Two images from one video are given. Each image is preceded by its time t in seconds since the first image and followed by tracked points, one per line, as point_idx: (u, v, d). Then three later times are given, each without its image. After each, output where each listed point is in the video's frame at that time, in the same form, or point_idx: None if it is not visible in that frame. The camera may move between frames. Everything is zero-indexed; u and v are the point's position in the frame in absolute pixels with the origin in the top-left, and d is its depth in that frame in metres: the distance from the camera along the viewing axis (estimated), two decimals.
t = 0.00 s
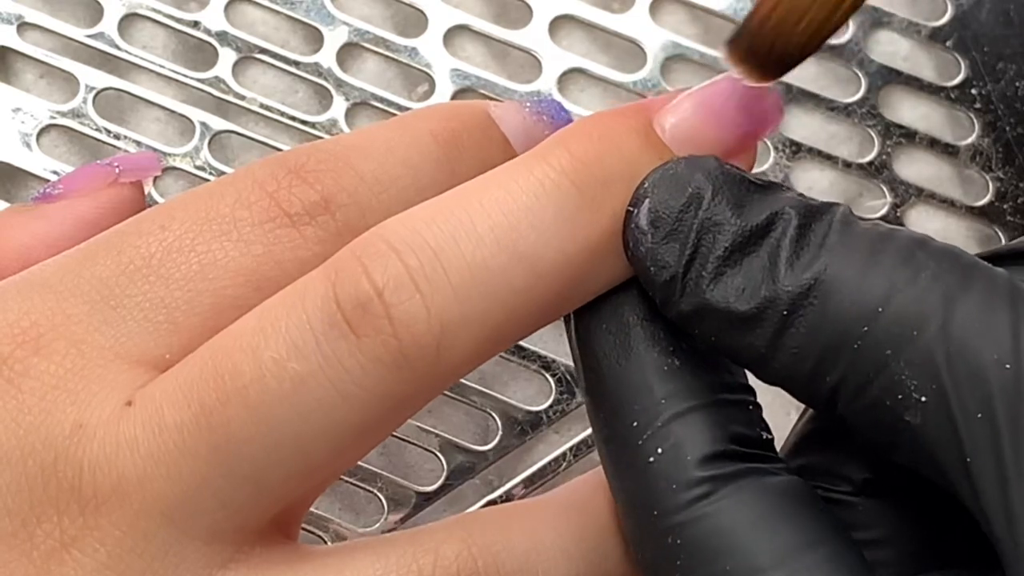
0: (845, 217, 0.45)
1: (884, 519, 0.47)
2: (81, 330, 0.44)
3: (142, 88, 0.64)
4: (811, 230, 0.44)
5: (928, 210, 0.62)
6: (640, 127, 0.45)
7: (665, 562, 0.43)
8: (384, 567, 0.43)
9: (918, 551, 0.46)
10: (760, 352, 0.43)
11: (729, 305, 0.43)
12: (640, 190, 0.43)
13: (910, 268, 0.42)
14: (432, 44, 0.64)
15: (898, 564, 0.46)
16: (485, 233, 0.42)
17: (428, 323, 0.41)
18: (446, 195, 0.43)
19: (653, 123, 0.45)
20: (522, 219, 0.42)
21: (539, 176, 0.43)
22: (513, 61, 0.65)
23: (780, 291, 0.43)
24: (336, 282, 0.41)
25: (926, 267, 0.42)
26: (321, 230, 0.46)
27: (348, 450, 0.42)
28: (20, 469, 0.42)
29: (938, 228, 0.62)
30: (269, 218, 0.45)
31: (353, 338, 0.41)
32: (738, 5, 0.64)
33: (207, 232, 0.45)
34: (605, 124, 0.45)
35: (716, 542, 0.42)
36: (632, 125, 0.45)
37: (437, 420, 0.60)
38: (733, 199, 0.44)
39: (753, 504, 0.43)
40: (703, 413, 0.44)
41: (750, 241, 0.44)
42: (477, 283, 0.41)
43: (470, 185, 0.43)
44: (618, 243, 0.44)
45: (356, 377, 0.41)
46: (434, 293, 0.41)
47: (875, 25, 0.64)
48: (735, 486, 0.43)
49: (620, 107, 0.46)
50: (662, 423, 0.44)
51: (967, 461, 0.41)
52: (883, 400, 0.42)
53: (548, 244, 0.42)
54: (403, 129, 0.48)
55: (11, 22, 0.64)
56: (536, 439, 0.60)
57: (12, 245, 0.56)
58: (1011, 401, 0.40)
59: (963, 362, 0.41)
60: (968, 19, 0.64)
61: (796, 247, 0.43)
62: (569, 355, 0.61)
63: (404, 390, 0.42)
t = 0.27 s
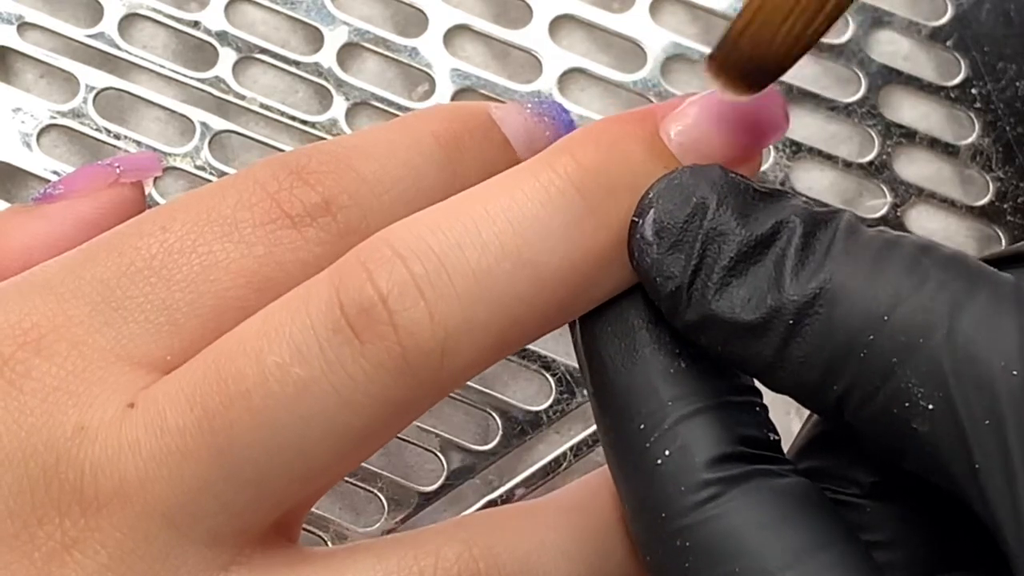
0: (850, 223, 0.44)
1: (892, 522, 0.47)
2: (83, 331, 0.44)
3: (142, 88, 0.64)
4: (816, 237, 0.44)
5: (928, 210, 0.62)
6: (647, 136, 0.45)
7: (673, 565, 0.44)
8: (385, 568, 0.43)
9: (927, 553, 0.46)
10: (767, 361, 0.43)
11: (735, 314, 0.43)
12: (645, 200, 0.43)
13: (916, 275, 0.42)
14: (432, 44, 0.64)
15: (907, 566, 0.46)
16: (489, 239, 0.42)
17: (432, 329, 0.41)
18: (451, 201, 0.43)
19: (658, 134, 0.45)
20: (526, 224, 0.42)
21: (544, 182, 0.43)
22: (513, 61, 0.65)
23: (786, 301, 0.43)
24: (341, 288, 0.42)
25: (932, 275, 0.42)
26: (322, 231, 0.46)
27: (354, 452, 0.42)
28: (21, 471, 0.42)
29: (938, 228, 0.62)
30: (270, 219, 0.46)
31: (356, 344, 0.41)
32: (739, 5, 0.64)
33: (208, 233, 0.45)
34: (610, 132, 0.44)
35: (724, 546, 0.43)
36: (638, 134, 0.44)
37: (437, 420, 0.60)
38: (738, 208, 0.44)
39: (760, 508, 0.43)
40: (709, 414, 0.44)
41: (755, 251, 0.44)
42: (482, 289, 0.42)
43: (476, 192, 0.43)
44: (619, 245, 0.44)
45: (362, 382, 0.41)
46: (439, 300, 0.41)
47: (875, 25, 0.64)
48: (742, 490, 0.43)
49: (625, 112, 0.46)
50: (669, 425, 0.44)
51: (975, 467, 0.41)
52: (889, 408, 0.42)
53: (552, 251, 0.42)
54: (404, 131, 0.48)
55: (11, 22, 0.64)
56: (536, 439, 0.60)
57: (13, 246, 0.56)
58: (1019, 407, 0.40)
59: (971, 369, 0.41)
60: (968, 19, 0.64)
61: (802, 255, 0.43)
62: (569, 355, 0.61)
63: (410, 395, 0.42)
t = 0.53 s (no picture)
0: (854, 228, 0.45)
1: (895, 525, 0.47)
2: (84, 332, 0.44)
3: (142, 88, 0.64)
4: (820, 241, 0.44)
5: (928, 210, 0.62)
6: (651, 142, 0.45)
7: (676, 567, 0.43)
8: (385, 569, 0.43)
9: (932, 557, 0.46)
10: (769, 366, 0.43)
11: (738, 319, 0.43)
12: (647, 207, 0.43)
13: (918, 281, 0.43)
14: (433, 44, 0.64)
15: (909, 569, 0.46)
16: (492, 243, 0.42)
17: (435, 333, 0.41)
18: (454, 204, 0.43)
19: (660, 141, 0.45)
20: (529, 228, 0.42)
21: (547, 187, 0.43)
22: (513, 61, 0.65)
23: (789, 305, 0.43)
24: (344, 290, 0.42)
25: (934, 279, 0.43)
26: (323, 232, 0.46)
27: (356, 455, 0.42)
28: (22, 472, 0.42)
29: (938, 228, 0.62)
30: (271, 220, 0.46)
31: (360, 347, 0.41)
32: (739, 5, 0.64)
33: (209, 234, 0.45)
34: (614, 136, 0.44)
35: (729, 547, 0.43)
36: (640, 138, 0.45)
37: (437, 420, 0.60)
38: (741, 213, 0.43)
39: (765, 510, 0.43)
40: (713, 417, 0.44)
41: (759, 256, 0.44)
42: (484, 293, 0.42)
43: (478, 195, 0.43)
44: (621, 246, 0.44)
45: (364, 384, 0.41)
46: (442, 305, 0.41)
47: (875, 24, 0.64)
48: (747, 492, 0.43)
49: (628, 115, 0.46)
50: (672, 428, 0.44)
51: (979, 471, 0.41)
52: (893, 412, 0.42)
53: (556, 255, 0.42)
54: (405, 132, 0.48)
55: (11, 22, 0.64)
56: (536, 439, 0.60)
57: (13, 246, 0.56)
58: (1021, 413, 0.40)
59: (974, 374, 0.41)
60: (968, 18, 0.64)
61: (805, 261, 0.43)
62: (569, 355, 0.61)
63: (412, 397, 0.42)
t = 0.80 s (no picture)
0: (862, 258, 0.45)
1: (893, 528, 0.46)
2: (84, 333, 0.44)
3: (142, 88, 0.64)
4: (825, 277, 0.44)
5: (928, 210, 0.62)
6: (667, 159, 0.44)
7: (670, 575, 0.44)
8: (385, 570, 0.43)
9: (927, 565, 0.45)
10: (776, 405, 0.44)
11: (743, 362, 0.44)
12: (656, 239, 0.44)
13: (920, 324, 0.42)
14: (433, 44, 0.64)
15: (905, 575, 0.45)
16: (499, 259, 0.42)
17: (443, 351, 0.42)
18: (462, 218, 0.43)
19: (677, 153, 0.44)
20: (539, 245, 0.42)
21: (555, 202, 0.43)
22: (513, 61, 0.65)
23: (791, 350, 0.43)
24: (353, 303, 0.42)
25: (936, 323, 0.42)
26: (324, 233, 0.46)
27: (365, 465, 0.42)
28: (23, 474, 0.42)
29: (937, 228, 0.62)
30: (272, 221, 0.46)
31: (367, 361, 0.41)
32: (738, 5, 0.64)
33: (210, 235, 0.45)
34: (628, 150, 0.44)
35: (723, 559, 0.43)
36: (655, 155, 0.44)
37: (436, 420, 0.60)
38: (748, 252, 0.44)
39: (762, 521, 0.43)
40: (712, 428, 0.44)
41: (764, 294, 0.44)
42: (492, 310, 0.42)
43: (489, 209, 0.43)
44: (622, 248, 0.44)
45: (371, 400, 0.41)
46: (451, 322, 0.42)
47: (875, 25, 0.64)
48: (742, 506, 0.44)
49: (647, 125, 0.45)
50: (669, 439, 0.44)
51: (984, 517, 0.41)
52: (897, 458, 0.42)
53: (565, 272, 0.42)
54: (405, 132, 0.48)
55: (11, 22, 0.64)
56: (536, 438, 0.60)
57: (13, 246, 0.56)
58: None
59: (975, 419, 0.40)
60: (968, 18, 0.64)
61: (808, 302, 0.44)
62: (569, 355, 0.61)
63: (416, 409, 0.42)
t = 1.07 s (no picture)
0: (872, 310, 0.43)
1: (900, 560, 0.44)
2: (85, 336, 0.44)
3: (142, 89, 0.64)
4: (833, 333, 0.42)
5: (928, 211, 0.62)
6: (686, 188, 0.43)
7: None
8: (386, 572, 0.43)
9: None
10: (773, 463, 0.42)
11: (742, 416, 0.42)
12: (667, 279, 0.43)
13: (919, 392, 0.41)
14: (433, 44, 0.64)
15: None
16: (513, 287, 0.42)
17: (455, 376, 0.42)
18: (477, 238, 0.43)
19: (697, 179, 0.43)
20: (554, 273, 0.42)
21: (574, 228, 0.42)
22: (513, 61, 0.65)
23: (791, 416, 0.41)
24: (368, 324, 0.42)
25: (937, 391, 0.41)
26: (324, 235, 0.46)
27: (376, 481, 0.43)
28: (25, 478, 0.42)
29: (938, 229, 0.62)
30: (273, 223, 0.46)
31: (380, 384, 0.41)
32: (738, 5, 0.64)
33: (211, 237, 0.45)
34: (646, 177, 0.43)
35: None
36: (675, 186, 0.43)
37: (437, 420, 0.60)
38: (757, 301, 0.42)
39: (757, 540, 0.43)
40: (710, 445, 0.44)
41: (770, 349, 0.42)
42: (504, 338, 0.42)
43: (505, 234, 0.43)
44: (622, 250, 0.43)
45: (382, 424, 0.41)
46: (463, 351, 0.42)
47: (875, 25, 0.64)
48: (737, 527, 0.44)
49: (675, 145, 0.44)
50: (667, 454, 0.44)
51: None
52: (890, 523, 0.41)
53: (579, 305, 0.42)
54: (406, 134, 0.48)
55: (11, 22, 0.64)
56: (536, 438, 0.60)
57: (13, 247, 0.56)
58: (1013, 539, 0.39)
59: (963, 498, 0.39)
60: (968, 18, 0.64)
61: (812, 362, 0.42)
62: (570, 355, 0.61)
63: (423, 431, 0.42)
